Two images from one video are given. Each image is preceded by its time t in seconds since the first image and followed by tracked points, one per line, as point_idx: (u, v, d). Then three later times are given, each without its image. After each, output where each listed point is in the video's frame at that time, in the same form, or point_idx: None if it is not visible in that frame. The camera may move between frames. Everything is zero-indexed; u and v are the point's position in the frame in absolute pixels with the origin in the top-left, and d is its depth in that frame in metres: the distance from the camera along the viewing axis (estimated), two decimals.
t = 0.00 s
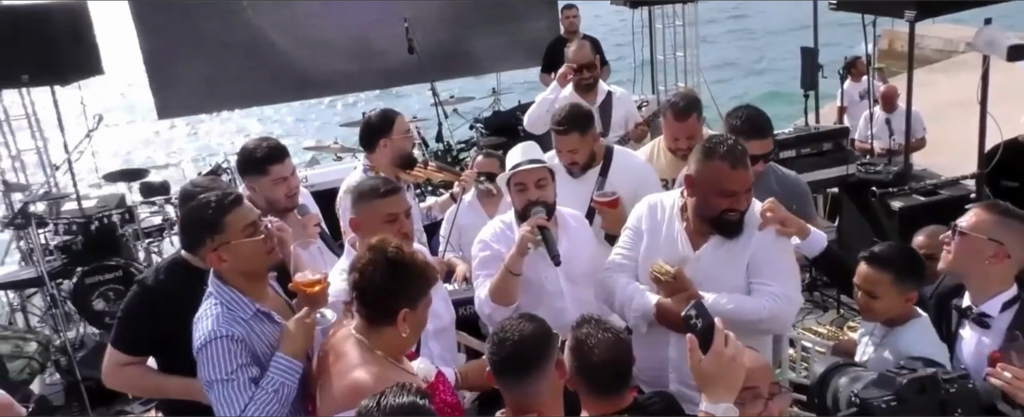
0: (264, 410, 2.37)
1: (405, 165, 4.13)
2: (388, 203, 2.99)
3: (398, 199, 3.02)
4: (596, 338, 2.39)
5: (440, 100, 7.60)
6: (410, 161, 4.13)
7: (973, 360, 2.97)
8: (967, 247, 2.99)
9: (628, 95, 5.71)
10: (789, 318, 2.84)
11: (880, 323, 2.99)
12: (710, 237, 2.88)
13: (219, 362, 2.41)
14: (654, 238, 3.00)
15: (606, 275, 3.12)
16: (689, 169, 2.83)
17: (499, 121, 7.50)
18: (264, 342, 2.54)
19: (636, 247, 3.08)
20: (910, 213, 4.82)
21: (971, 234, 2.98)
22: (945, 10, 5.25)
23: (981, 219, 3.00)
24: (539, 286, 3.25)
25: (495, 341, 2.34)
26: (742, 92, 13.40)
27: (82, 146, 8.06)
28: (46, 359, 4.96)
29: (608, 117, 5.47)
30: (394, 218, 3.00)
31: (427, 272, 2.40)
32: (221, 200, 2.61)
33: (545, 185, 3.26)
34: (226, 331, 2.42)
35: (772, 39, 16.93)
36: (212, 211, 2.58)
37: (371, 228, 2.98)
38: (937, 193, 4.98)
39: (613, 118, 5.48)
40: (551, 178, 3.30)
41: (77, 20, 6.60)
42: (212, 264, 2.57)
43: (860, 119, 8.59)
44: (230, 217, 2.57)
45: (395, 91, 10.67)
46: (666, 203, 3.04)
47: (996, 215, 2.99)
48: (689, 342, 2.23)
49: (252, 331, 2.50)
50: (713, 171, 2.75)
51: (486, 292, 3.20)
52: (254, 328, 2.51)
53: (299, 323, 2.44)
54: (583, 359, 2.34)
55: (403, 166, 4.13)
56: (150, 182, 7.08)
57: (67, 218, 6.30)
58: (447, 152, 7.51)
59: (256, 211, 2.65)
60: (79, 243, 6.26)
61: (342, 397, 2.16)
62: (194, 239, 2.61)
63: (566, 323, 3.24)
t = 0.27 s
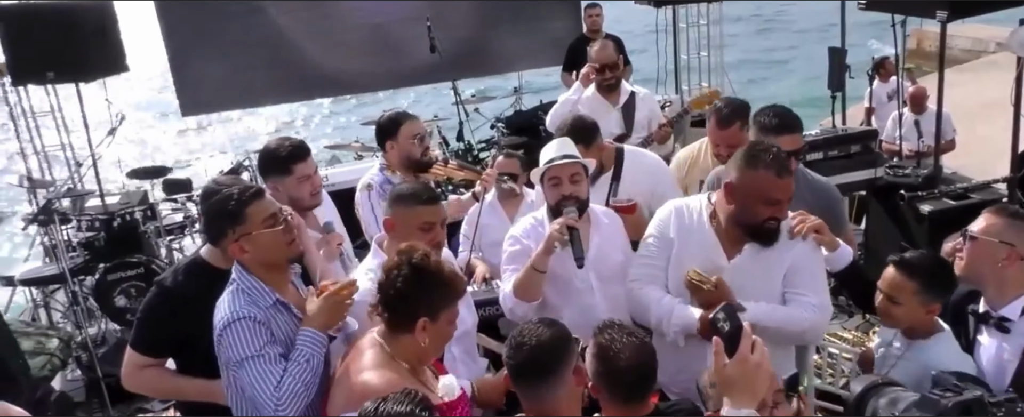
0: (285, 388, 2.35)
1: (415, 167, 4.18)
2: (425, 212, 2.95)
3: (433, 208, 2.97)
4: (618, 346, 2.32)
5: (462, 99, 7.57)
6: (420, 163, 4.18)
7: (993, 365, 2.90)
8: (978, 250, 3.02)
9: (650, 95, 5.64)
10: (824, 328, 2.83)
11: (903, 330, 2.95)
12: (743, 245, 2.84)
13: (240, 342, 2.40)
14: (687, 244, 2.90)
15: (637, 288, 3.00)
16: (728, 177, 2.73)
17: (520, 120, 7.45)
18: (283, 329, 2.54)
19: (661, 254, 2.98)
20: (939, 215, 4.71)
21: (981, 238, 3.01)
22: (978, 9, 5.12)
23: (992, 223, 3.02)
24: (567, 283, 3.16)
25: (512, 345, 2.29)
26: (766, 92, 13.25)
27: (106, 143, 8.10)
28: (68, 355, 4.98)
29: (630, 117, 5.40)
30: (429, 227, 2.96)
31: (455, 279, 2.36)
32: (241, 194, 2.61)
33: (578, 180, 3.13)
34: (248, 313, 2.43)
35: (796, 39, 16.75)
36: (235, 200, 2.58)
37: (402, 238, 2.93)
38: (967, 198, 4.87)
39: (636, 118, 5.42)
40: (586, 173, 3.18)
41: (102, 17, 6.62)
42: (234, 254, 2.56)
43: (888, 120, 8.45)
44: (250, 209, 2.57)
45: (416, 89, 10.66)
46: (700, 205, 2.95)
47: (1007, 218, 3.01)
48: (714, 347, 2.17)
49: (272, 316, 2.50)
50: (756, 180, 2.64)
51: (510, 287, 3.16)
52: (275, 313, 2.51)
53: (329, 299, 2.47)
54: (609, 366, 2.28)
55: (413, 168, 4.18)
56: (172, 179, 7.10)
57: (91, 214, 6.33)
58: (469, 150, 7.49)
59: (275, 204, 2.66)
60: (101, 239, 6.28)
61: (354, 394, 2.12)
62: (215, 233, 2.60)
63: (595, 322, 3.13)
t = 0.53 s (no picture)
0: (296, 393, 2.33)
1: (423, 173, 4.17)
2: (435, 208, 2.90)
3: (443, 203, 2.92)
4: (631, 355, 2.27)
5: (476, 98, 7.54)
6: (428, 171, 4.15)
7: (1005, 372, 2.83)
8: (981, 257, 2.99)
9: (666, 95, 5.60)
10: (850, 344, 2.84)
11: (917, 342, 2.86)
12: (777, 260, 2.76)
13: (250, 346, 2.40)
14: (718, 257, 2.78)
15: (663, 302, 2.88)
16: (771, 193, 2.61)
17: (535, 120, 7.42)
18: (295, 332, 2.52)
19: (688, 270, 2.87)
20: (963, 218, 4.59)
21: (984, 245, 2.99)
22: (1001, 10, 5.03)
23: (995, 229, 3.00)
24: (588, 283, 3.11)
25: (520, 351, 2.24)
26: (783, 93, 13.14)
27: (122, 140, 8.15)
28: (81, 353, 5.00)
29: (646, 118, 5.36)
30: (439, 222, 2.92)
31: (465, 285, 2.31)
32: (255, 195, 2.59)
33: (601, 178, 3.09)
34: (258, 315, 2.42)
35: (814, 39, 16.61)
36: (246, 202, 2.57)
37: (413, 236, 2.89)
38: (990, 202, 4.76)
39: (652, 120, 5.38)
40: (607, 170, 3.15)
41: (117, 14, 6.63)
42: (246, 257, 2.55)
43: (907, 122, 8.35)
44: (263, 210, 2.55)
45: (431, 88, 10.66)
46: (731, 213, 2.81)
47: (1009, 224, 3.00)
48: (727, 352, 2.13)
49: (283, 320, 2.49)
50: (802, 198, 2.53)
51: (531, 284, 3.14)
52: (286, 316, 2.51)
53: (346, 306, 2.41)
54: (625, 372, 2.23)
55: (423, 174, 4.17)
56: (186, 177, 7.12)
57: (106, 211, 6.36)
58: (483, 150, 7.46)
59: (289, 206, 2.63)
60: (116, 236, 6.30)
61: (360, 391, 2.12)
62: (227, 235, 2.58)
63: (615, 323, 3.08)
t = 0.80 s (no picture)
0: (320, 412, 2.39)
1: (439, 175, 4.15)
2: (455, 215, 2.86)
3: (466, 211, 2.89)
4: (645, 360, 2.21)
5: (492, 97, 7.49)
6: (444, 175, 4.14)
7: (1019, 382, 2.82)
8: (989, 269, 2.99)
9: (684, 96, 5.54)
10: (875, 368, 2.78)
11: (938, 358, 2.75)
12: (806, 276, 2.66)
13: (269, 370, 2.41)
14: (744, 270, 2.68)
15: (682, 324, 2.75)
16: (805, 207, 2.48)
17: (551, 119, 7.37)
18: (314, 348, 2.52)
19: (711, 289, 2.75)
20: (984, 224, 4.48)
21: (991, 258, 2.99)
22: None
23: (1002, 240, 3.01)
24: (606, 288, 3.06)
25: (529, 360, 2.18)
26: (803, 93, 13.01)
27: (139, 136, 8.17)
28: (95, 350, 5.01)
29: (664, 119, 5.30)
30: (461, 231, 2.88)
31: (458, 281, 2.27)
32: (285, 210, 2.57)
33: (622, 183, 3.05)
34: (274, 338, 2.41)
35: (835, 40, 16.45)
36: (275, 208, 2.58)
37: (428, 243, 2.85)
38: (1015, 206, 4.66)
39: (670, 121, 5.32)
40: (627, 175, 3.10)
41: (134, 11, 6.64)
42: (266, 271, 2.53)
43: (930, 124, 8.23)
44: (292, 227, 2.53)
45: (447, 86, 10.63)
46: (756, 223, 2.70)
47: (1014, 235, 3.01)
48: (742, 353, 2.07)
49: (300, 338, 2.48)
50: (838, 215, 2.41)
51: (549, 287, 3.07)
52: (302, 334, 2.49)
53: (361, 321, 2.44)
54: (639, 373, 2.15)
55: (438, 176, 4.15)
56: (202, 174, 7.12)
57: (121, 208, 6.37)
58: (498, 149, 7.42)
59: (318, 225, 2.61)
60: (132, 232, 6.31)
61: (362, 395, 2.20)
62: (248, 246, 2.55)
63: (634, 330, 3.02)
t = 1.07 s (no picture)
0: (338, 410, 2.33)
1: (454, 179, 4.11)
2: (462, 218, 2.83)
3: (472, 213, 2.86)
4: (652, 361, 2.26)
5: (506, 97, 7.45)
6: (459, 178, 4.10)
7: None
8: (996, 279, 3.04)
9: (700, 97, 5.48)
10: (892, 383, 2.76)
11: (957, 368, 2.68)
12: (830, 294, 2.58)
13: (283, 368, 2.37)
14: (764, 272, 2.58)
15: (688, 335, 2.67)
16: (832, 219, 2.39)
17: (565, 119, 7.33)
18: (329, 346, 2.49)
19: (728, 298, 2.67)
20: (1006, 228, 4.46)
21: (997, 269, 3.04)
22: None
23: (1004, 251, 3.06)
24: (625, 291, 3.01)
25: (540, 367, 2.13)
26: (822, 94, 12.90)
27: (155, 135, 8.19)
28: (108, 349, 5.00)
29: (679, 120, 5.25)
30: (469, 233, 2.84)
31: (449, 266, 2.23)
32: (297, 205, 2.54)
33: (641, 183, 3.00)
34: (287, 333, 2.38)
35: (852, 41, 16.31)
36: (286, 207, 2.53)
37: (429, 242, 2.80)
38: None
39: (685, 122, 5.26)
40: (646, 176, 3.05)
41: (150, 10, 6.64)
42: (280, 267, 2.52)
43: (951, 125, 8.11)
44: (306, 222, 2.49)
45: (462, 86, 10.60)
46: (780, 231, 2.59)
47: (1016, 246, 3.04)
48: (764, 356, 1.99)
49: (313, 334, 2.46)
50: (865, 234, 2.33)
51: (567, 288, 3.02)
52: (315, 330, 2.47)
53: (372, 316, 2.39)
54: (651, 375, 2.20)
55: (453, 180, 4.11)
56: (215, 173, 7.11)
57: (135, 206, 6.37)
58: (512, 149, 7.38)
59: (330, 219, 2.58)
60: (145, 232, 6.29)
61: (373, 379, 2.25)
62: (261, 242, 2.52)
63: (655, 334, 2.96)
